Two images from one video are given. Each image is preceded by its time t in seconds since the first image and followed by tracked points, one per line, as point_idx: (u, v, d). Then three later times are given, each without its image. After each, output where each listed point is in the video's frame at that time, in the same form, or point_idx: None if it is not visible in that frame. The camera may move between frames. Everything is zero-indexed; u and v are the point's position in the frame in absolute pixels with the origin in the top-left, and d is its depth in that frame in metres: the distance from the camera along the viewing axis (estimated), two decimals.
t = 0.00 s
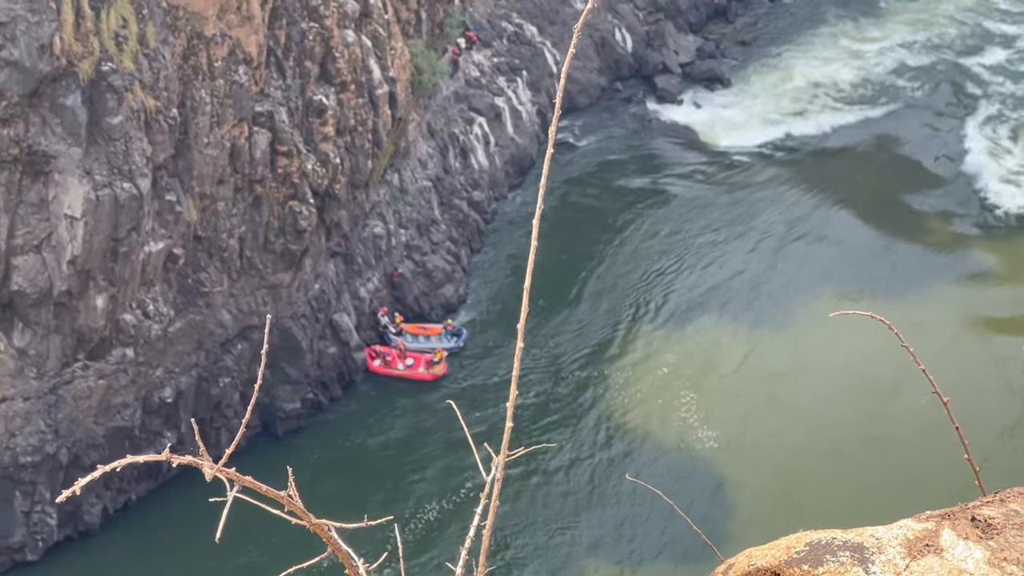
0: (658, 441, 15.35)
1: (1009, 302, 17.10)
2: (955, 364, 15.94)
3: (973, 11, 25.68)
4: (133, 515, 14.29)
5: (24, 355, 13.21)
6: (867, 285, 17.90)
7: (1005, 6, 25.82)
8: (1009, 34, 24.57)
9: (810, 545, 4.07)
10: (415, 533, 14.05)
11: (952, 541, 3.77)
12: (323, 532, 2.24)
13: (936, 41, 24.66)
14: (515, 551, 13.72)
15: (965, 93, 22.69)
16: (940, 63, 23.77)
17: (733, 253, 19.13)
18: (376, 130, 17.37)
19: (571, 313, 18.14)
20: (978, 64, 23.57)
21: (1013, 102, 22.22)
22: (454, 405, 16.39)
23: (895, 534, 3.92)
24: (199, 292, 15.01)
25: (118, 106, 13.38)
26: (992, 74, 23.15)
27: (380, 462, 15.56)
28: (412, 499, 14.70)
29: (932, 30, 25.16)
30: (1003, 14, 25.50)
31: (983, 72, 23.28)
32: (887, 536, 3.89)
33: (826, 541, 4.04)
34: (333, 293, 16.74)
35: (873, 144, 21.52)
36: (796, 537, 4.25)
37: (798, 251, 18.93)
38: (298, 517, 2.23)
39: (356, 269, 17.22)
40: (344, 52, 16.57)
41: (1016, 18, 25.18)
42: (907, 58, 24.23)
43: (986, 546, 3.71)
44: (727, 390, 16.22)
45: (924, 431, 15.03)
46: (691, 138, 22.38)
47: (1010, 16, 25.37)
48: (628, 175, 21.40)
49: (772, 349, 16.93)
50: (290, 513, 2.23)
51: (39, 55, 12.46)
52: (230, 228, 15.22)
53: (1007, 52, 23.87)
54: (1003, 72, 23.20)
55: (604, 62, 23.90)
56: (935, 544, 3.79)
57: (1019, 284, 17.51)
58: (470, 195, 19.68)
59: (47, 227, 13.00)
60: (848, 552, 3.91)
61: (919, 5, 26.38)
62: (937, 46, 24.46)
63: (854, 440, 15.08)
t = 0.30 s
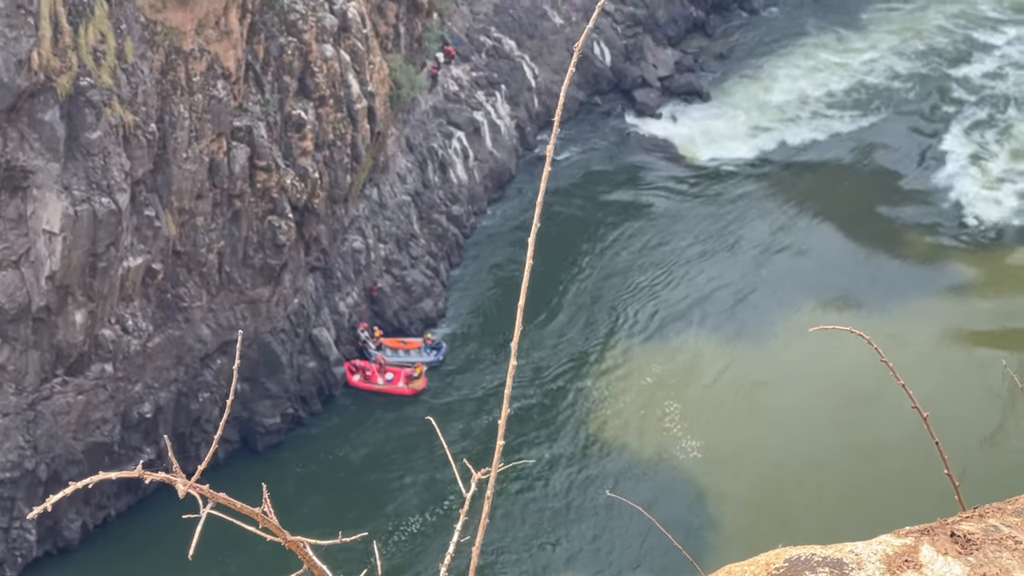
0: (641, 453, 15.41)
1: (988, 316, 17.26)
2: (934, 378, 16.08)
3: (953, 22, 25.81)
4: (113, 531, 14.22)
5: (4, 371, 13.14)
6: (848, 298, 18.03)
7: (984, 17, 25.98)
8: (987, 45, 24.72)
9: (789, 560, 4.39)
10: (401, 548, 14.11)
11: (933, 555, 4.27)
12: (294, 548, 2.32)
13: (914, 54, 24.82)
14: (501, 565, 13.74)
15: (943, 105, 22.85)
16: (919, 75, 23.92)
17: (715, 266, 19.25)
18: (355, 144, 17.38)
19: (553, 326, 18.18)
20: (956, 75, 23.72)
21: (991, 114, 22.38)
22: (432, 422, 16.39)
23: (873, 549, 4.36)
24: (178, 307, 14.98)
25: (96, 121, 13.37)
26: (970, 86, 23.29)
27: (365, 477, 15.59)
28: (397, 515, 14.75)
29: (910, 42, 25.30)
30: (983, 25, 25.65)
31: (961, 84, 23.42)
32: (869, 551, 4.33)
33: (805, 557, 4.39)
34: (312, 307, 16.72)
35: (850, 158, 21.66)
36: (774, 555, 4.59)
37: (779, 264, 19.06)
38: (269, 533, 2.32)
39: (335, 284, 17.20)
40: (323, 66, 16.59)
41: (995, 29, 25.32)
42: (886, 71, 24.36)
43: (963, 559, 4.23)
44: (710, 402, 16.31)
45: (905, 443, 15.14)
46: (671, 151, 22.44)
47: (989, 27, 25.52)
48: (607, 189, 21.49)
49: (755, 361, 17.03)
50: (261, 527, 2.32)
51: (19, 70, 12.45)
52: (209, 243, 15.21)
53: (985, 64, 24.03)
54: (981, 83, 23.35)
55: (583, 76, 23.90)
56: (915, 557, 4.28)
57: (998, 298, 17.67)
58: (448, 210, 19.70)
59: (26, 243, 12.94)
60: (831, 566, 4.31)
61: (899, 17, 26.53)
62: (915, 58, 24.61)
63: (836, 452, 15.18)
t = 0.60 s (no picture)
0: (623, 467, 15.48)
1: (967, 332, 17.43)
2: (914, 394, 16.23)
3: (932, 38, 25.97)
4: (92, 550, 14.11)
5: None
6: (829, 313, 18.18)
7: (963, 31, 26.14)
8: (965, 60, 24.89)
9: None
10: (388, 560, 14.22)
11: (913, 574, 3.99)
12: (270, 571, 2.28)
13: (891, 69, 24.98)
14: None
15: (920, 120, 23.00)
16: (896, 92, 24.07)
17: (696, 281, 19.36)
18: (335, 161, 17.39)
19: (536, 341, 18.23)
20: (933, 90, 23.88)
21: (965, 129, 22.57)
22: (411, 440, 16.41)
23: (854, 568, 4.11)
24: (158, 325, 14.94)
25: (76, 139, 13.34)
26: (948, 101, 23.46)
27: (347, 491, 15.62)
28: (381, 529, 14.81)
29: (889, 57, 25.46)
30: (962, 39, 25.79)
31: (939, 99, 23.61)
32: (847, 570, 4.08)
33: None
34: (292, 325, 16.71)
35: (828, 174, 21.80)
36: None
37: (761, 279, 19.20)
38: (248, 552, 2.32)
39: (315, 301, 17.19)
40: (302, 83, 16.63)
41: (974, 44, 25.48)
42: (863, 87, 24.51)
43: None
44: (692, 416, 16.40)
45: (885, 458, 15.27)
46: (650, 167, 22.50)
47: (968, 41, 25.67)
48: (587, 205, 21.56)
49: (736, 375, 17.14)
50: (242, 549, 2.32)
51: None
52: (190, 261, 15.19)
53: (962, 78, 24.17)
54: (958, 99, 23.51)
55: (562, 91, 24.02)
56: None
57: (977, 313, 17.85)
58: (428, 227, 19.72)
59: (6, 260, 12.84)
60: None
61: (878, 33, 26.67)
62: (893, 74, 24.77)
63: (817, 467, 15.31)
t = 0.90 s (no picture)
0: (606, 482, 15.58)
1: (944, 349, 17.65)
2: (892, 412, 16.43)
3: (908, 56, 26.15)
4: (72, 569, 14.00)
5: None
6: (808, 330, 18.34)
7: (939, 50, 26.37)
8: (941, 77, 25.09)
9: None
10: None
11: None
12: None
13: (868, 87, 25.13)
14: None
15: (897, 136, 23.17)
16: (872, 108, 24.22)
17: (677, 296, 19.45)
18: (314, 180, 17.42)
19: (517, 357, 18.26)
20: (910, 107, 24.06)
21: (945, 142, 22.86)
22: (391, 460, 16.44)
23: None
24: (137, 344, 14.91)
25: (55, 158, 13.32)
26: (926, 117, 23.66)
27: (331, 507, 15.66)
28: (367, 544, 14.90)
29: (866, 75, 25.60)
30: (938, 58, 25.98)
31: (916, 112, 23.88)
32: None
33: None
34: (272, 343, 16.69)
35: (806, 191, 21.91)
36: None
37: (741, 295, 19.33)
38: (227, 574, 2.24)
39: (295, 319, 17.19)
40: (282, 102, 16.67)
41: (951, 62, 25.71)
42: (840, 104, 24.62)
43: None
44: (674, 433, 16.49)
45: (863, 475, 15.44)
46: (630, 184, 22.50)
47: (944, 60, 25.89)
48: (566, 221, 21.59)
49: (718, 392, 17.25)
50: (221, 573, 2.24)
51: None
52: (169, 279, 15.17)
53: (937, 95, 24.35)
54: (935, 115, 23.70)
55: (541, 109, 23.92)
56: None
57: (953, 330, 18.07)
58: (408, 245, 19.73)
59: None
60: None
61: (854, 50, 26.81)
62: (870, 91, 24.91)
63: (797, 484, 15.44)
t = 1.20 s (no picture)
0: (590, 498, 15.78)
1: (923, 366, 17.83)
2: (872, 430, 16.62)
3: (890, 72, 26.10)
4: None
5: None
6: (789, 347, 18.51)
7: (923, 65, 26.30)
8: (924, 94, 25.11)
9: None
10: None
11: None
12: None
13: (851, 105, 25.10)
14: None
15: (879, 154, 23.21)
16: (853, 126, 24.25)
17: (659, 313, 19.57)
18: (295, 201, 17.43)
19: (499, 375, 18.30)
20: (892, 125, 24.08)
21: (938, 150, 23.14)
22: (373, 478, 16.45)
23: None
24: (119, 365, 14.85)
25: (35, 178, 13.27)
26: (908, 134, 23.72)
27: (317, 526, 15.68)
28: (353, 562, 14.99)
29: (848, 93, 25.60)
30: (923, 75, 25.95)
31: (898, 126, 24.03)
32: None
33: None
34: (254, 364, 16.66)
35: (787, 208, 21.96)
36: None
37: (722, 311, 19.48)
38: None
39: (276, 340, 17.17)
40: (262, 122, 16.68)
41: (936, 78, 25.68)
42: (821, 122, 24.65)
43: None
44: (656, 452, 16.65)
45: (842, 493, 15.66)
46: (611, 202, 22.54)
47: (930, 76, 25.83)
48: (548, 240, 21.62)
49: (699, 410, 17.39)
50: None
51: None
52: (150, 300, 15.14)
53: (921, 112, 24.40)
54: (918, 133, 23.72)
55: (520, 128, 23.79)
56: None
57: (933, 346, 18.25)
58: (389, 264, 19.71)
59: None
60: None
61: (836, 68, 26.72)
62: (853, 109, 24.91)
63: (778, 503, 15.64)
